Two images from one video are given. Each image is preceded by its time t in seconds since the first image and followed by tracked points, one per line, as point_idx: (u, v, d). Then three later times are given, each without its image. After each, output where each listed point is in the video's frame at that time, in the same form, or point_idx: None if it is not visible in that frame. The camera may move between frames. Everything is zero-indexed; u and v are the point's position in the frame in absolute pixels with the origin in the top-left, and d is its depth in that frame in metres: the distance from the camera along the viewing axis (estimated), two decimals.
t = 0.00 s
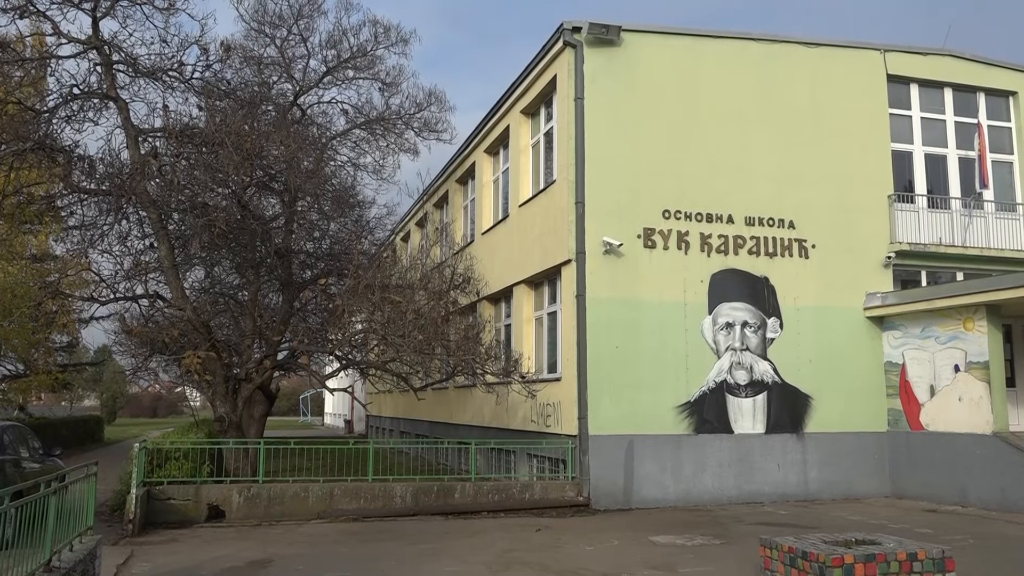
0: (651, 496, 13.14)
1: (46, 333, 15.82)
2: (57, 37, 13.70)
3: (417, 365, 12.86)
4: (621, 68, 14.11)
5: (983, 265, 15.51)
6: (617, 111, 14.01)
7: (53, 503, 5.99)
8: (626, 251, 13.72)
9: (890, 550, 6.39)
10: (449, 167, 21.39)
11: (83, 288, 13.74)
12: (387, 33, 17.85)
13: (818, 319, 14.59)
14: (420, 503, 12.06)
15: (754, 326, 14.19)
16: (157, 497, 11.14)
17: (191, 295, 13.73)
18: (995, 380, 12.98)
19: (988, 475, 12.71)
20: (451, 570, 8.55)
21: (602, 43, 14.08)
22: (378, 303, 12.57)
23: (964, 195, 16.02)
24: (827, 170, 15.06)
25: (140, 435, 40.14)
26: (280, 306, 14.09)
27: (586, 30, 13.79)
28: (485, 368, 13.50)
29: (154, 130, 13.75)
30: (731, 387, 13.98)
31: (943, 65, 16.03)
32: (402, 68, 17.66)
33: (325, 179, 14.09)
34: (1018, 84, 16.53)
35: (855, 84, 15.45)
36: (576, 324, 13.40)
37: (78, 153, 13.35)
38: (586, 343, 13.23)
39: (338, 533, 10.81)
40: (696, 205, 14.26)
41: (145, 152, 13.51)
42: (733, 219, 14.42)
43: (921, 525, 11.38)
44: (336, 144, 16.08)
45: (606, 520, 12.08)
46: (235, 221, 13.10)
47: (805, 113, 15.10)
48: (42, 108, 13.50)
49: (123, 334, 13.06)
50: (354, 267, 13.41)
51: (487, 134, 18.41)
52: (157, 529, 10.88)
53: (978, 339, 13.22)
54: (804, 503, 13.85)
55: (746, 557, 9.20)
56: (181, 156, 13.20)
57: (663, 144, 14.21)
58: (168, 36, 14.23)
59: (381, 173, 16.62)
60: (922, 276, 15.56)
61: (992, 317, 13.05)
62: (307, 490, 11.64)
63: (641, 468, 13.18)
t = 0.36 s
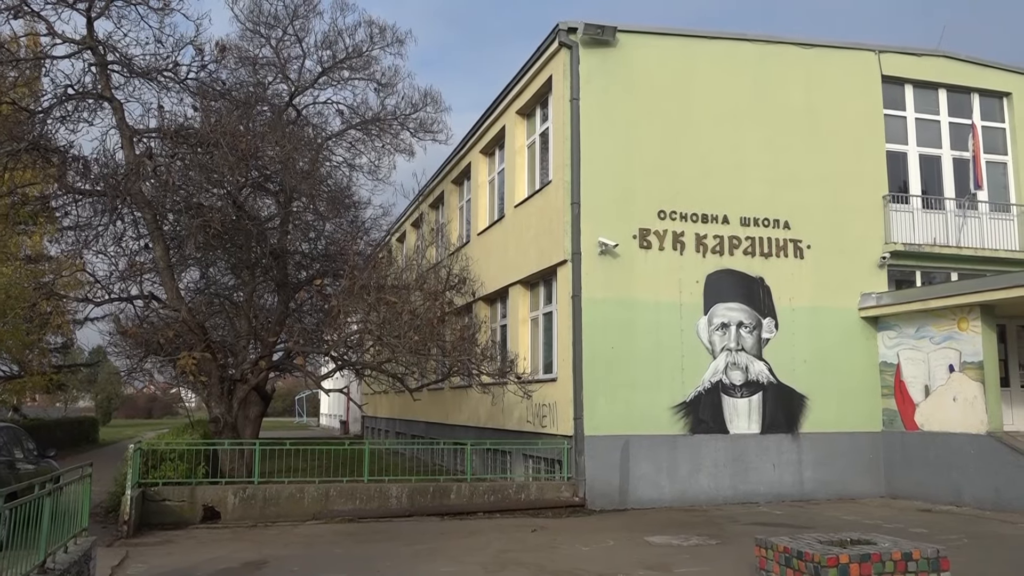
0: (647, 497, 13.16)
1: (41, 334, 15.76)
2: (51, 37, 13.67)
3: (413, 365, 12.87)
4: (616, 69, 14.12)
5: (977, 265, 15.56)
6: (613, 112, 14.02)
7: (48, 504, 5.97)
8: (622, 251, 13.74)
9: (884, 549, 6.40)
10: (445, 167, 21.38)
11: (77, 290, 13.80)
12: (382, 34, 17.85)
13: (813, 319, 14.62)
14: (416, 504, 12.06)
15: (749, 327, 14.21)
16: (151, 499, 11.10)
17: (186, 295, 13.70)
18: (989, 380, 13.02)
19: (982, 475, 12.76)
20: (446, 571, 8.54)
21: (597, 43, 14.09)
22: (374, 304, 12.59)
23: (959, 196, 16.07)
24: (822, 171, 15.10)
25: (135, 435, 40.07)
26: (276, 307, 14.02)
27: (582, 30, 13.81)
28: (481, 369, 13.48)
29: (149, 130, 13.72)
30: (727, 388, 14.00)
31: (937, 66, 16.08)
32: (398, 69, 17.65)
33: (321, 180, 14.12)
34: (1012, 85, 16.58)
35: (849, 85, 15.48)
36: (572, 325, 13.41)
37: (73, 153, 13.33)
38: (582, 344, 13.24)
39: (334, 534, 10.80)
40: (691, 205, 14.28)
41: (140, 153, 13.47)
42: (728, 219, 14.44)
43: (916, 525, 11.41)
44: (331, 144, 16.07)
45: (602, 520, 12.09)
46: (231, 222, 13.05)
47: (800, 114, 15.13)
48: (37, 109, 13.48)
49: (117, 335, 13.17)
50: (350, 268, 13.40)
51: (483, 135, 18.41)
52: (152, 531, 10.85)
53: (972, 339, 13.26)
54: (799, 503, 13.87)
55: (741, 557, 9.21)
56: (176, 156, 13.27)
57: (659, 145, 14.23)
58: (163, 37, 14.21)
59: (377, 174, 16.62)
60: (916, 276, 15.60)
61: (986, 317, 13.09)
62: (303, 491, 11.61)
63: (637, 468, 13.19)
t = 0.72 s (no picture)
0: (637, 498, 13.18)
1: (30, 334, 15.65)
2: (41, 36, 13.60)
3: (403, 366, 12.87)
4: (607, 70, 14.14)
5: (966, 267, 15.65)
6: (604, 113, 14.04)
7: (36, 506, 5.94)
8: (613, 252, 13.75)
9: (873, 549, 6.43)
10: (437, 168, 21.37)
11: (67, 290, 13.64)
12: (374, 34, 17.82)
13: (803, 320, 14.67)
14: (407, 504, 12.05)
15: (740, 328, 14.25)
16: (140, 500, 11.04)
17: (176, 296, 13.66)
18: (977, 380, 13.08)
19: (971, 475, 12.83)
20: (436, 572, 8.53)
21: (589, 44, 14.10)
22: (365, 304, 12.52)
23: (948, 198, 16.17)
24: (813, 172, 15.15)
25: (124, 436, 39.88)
26: (266, 308, 13.89)
27: (573, 31, 13.83)
28: (472, 370, 13.54)
29: (139, 130, 13.68)
30: (717, 389, 14.03)
31: (926, 68, 16.16)
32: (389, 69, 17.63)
33: (312, 180, 14.08)
34: (1001, 87, 16.67)
35: (840, 87, 15.55)
36: (563, 326, 13.42)
37: (62, 153, 13.25)
38: (573, 344, 13.25)
39: (324, 535, 10.77)
40: (682, 206, 14.31)
41: (130, 153, 13.45)
42: (719, 220, 14.47)
43: (905, 525, 11.46)
44: (322, 144, 16.05)
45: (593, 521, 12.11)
46: (221, 222, 13.04)
47: (791, 115, 15.18)
48: (25, 108, 13.43)
49: (106, 335, 13.07)
50: (341, 268, 13.34)
51: (474, 135, 18.41)
52: (141, 533, 10.79)
53: (961, 340, 13.32)
54: (789, 503, 13.92)
55: (731, 557, 9.23)
56: (166, 156, 13.28)
57: (650, 146, 14.25)
58: (153, 36, 14.18)
59: (368, 174, 16.60)
60: (906, 278, 15.68)
61: (974, 318, 13.15)
62: (293, 492, 11.58)
63: (627, 469, 13.21)
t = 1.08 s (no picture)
0: (606, 498, 13.23)
1: None
2: (4, 29, 13.32)
3: (373, 366, 12.81)
4: (580, 72, 14.19)
5: (930, 270, 15.92)
6: (577, 115, 14.09)
7: None
8: (584, 253, 13.79)
9: (838, 549, 6.52)
10: (408, 167, 21.29)
11: (29, 288, 13.04)
12: (346, 32, 17.72)
13: (771, 322, 14.83)
14: (375, 505, 11.99)
15: (709, 329, 14.36)
16: (104, 502, 10.87)
17: (142, 294, 13.50)
18: (939, 382, 13.29)
19: (933, 475, 13.06)
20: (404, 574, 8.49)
21: (562, 46, 14.14)
22: (335, 304, 12.48)
23: (912, 202, 16.44)
24: (781, 176, 15.32)
25: (87, 437, 39.22)
26: (234, 307, 13.77)
27: (546, 32, 13.88)
28: (442, 370, 13.55)
29: (105, 126, 13.51)
30: (686, 390, 14.14)
31: (892, 75, 16.41)
32: (361, 68, 17.54)
33: (282, 178, 14.04)
34: (965, 94, 16.98)
35: (809, 92, 15.74)
36: (534, 326, 13.42)
37: (25, 148, 13.06)
38: (543, 345, 13.27)
39: (291, 536, 10.69)
40: (653, 208, 14.39)
41: (95, 149, 13.25)
42: (689, 223, 14.57)
43: (868, 525, 11.63)
44: (293, 143, 15.91)
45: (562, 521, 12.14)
46: (189, 220, 12.85)
47: (760, 119, 15.33)
48: None
49: (70, 335, 12.74)
50: (311, 267, 13.29)
51: (446, 136, 18.38)
52: (103, 535, 10.63)
53: (923, 343, 13.52)
54: (755, 503, 14.06)
55: (699, 557, 9.30)
56: (133, 153, 13.12)
57: (622, 148, 14.31)
58: (121, 30, 13.94)
59: (338, 174, 16.49)
60: (871, 281, 15.91)
61: (937, 321, 13.37)
62: (260, 493, 11.47)
63: (597, 470, 13.26)
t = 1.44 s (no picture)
0: (557, 498, 13.29)
1: None
2: None
3: (325, 366, 12.69)
4: (536, 74, 14.23)
5: (873, 274, 16.33)
6: (532, 116, 14.12)
7: None
8: (538, 255, 13.83)
9: (783, 547, 6.64)
10: (362, 166, 21.12)
11: None
12: (299, 28, 17.50)
13: (722, 324, 15.05)
14: (325, 507, 11.85)
15: (660, 330, 14.52)
16: (43, 505, 10.55)
17: (85, 292, 13.06)
18: (882, 383, 13.61)
19: (876, 474, 13.39)
20: None
21: (517, 48, 14.17)
22: (286, 303, 12.31)
23: (858, 207, 16.83)
24: (732, 180, 15.55)
25: (26, 439, 38.03)
26: (181, 306, 13.40)
27: (502, 33, 13.89)
28: (395, 370, 13.45)
29: (48, 119, 13.13)
30: (637, 390, 14.26)
31: (840, 83, 16.79)
32: (314, 64, 17.33)
33: (233, 175, 13.72)
34: (908, 103, 17.44)
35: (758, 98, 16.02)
36: (487, 327, 13.42)
37: None
38: (496, 346, 13.27)
39: (239, 539, 10.51)
40: (606, 210, 14.50)
41: (37, 142, 12.93)
42: (642, 225, 14.70)
43: (813, 523, 11.87)
44: (245, 139, 15.67)
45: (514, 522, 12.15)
46: (136, 217, 12.62)
47: (711, 123, 15.56)
48: None
49: (11, 334, 12.52)
50: (262, 266, 13.09)
51: (401, 135, 18.28)
52: (42, 539, 10.31)
53: (867, 345, 13.83)
54: (705, 502, 14.25)
55: (649, 556, 9.40)
56: (77, 147, 12.86)
57: (577, 150, 14.39)
58: (65, 21, 13.59)
59: (290, 171, 16.27)
60: (818, 284, 16.24)
61: (881, 324, 13.69)
62: (207, 495, 11.25)
63: (548, 470, 13.31)
